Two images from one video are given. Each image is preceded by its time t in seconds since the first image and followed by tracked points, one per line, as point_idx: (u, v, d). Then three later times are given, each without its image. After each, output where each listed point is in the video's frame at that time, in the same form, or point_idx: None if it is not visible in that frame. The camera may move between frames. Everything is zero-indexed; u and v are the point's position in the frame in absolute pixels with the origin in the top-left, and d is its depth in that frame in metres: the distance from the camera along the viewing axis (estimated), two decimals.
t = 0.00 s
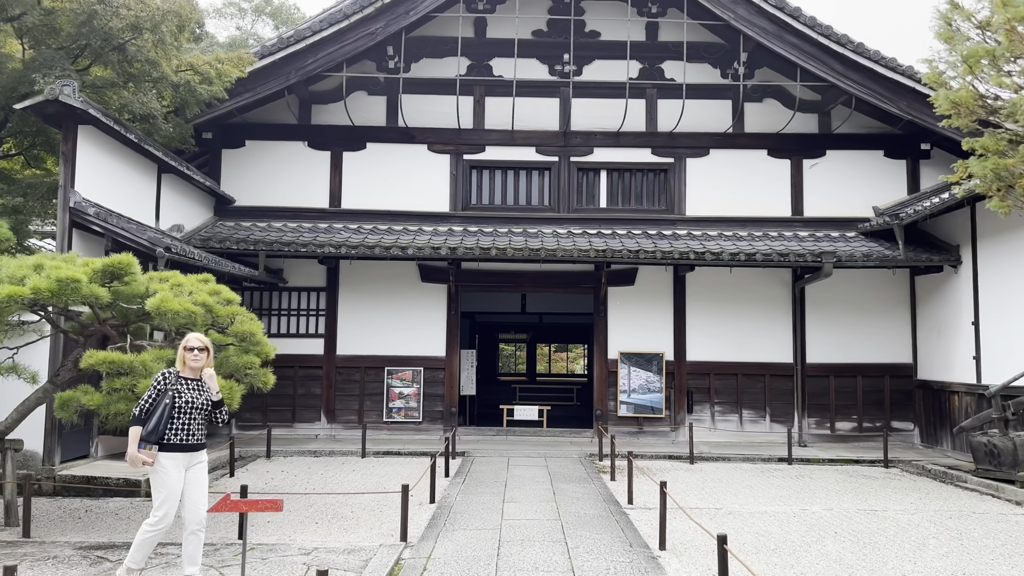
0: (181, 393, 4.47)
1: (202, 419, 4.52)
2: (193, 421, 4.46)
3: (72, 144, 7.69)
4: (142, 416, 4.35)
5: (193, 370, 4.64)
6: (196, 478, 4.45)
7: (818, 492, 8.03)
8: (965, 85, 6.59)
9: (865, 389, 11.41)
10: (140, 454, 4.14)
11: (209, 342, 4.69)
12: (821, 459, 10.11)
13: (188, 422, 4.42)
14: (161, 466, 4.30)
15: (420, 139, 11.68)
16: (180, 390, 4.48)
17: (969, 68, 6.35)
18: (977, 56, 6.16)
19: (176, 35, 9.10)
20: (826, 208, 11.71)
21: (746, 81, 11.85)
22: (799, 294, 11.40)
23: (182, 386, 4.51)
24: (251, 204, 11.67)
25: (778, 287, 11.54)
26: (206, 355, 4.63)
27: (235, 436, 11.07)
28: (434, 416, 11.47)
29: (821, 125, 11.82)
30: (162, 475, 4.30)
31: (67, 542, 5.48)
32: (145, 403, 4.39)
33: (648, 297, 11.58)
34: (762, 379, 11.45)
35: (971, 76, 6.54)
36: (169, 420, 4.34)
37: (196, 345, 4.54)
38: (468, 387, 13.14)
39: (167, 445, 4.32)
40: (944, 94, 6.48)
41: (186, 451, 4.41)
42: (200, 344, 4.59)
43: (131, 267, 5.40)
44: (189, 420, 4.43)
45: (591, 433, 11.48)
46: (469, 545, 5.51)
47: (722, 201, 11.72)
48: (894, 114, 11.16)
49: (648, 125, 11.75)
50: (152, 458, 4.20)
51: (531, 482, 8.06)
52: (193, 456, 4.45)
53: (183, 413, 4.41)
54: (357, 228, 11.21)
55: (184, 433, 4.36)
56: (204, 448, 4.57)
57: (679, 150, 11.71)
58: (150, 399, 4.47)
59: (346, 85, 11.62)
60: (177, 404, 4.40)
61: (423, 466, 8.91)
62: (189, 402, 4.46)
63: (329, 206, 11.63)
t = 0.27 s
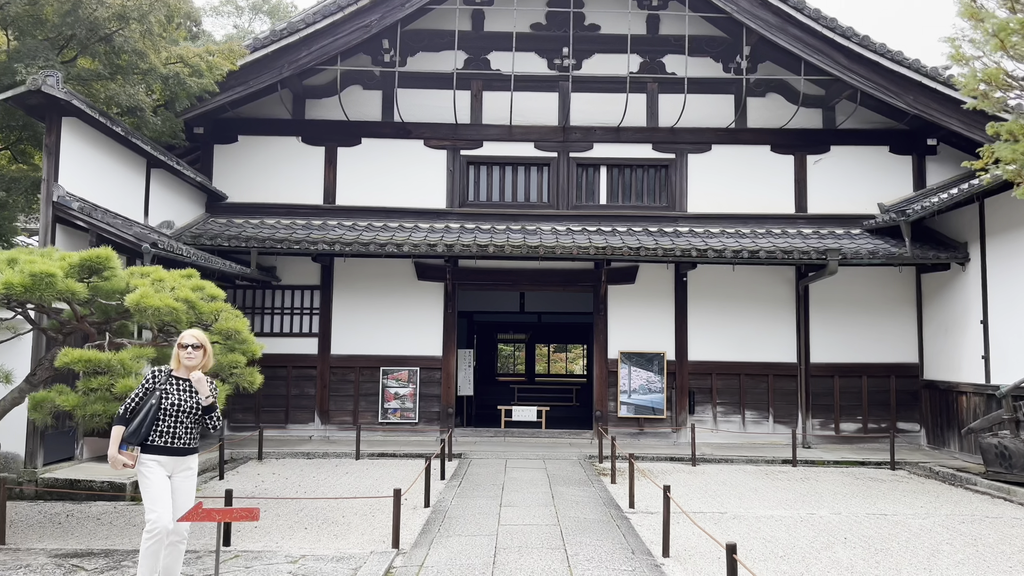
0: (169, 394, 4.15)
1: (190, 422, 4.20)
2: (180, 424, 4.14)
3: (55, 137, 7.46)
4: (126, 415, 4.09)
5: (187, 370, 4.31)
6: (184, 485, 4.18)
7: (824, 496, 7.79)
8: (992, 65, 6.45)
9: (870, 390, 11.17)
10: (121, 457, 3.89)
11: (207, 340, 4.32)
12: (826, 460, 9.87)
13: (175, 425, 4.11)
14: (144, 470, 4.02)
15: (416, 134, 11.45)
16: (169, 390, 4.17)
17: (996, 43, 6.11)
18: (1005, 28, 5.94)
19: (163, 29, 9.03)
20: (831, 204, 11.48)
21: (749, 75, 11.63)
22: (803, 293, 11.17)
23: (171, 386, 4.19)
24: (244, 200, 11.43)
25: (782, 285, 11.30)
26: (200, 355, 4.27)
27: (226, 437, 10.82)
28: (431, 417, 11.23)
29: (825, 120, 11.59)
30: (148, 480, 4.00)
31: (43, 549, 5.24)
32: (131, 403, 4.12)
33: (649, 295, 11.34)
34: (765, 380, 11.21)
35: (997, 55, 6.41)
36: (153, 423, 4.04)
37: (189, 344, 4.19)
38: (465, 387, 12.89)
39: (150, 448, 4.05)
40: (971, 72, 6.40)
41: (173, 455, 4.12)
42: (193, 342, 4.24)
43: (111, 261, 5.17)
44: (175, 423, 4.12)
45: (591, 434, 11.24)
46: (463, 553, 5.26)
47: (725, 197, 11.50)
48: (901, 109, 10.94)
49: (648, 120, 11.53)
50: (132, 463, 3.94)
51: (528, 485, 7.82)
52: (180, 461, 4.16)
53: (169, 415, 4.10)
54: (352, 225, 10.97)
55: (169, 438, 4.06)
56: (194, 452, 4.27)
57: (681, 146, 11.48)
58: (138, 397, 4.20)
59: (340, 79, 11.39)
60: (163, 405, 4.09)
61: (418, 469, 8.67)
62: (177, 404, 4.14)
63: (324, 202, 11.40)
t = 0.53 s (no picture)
0: (138, 403, 3.84)
1: (164, 433, 3.84)
2: (151, 436, 3.80)
3: (35, 129, 7.17)
4: (92, 429, 3.79)
5: (163, 377, 3.95)
6: (160, 505, 3.84)
7: (833, 502, 7.50)
8: None
9: (877, 391, 10.90)
10: (82, 475, 3.61)
11: (181, 343, 3.95)
12: (832, 464, 9.59)
13: (145, 438, 3.78)
14: (113, 490, 3.70)
15: (412, 129, 11.17)
16: (138, 399, 3.85)
17: None
18: None
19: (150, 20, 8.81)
20: (836, 201, 11.21)
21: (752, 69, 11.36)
22: (808, 292, 10.90)
23: (141, 394, 3.87)
24: (235, 197, 11.14)
25: (786, 284, 11.03)
26: (175, 359, 3.91)
27: (216, 441, 10.54)
28: (426, 419, 10.94)
29: (830, 115, 11.33)
30: (115, 499, 3.68)
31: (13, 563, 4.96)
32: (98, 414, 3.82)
33: (650, 294, 11.05)
34: (769, 380, 10.93)
35: None
36: (120, 436, 3.73)
37: (161, 348, 3.83)
38: (462, 389, 12.60)
39: (118, 465, 3.71)
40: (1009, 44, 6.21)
41: (145, 471, 3.77)
42: (166, 346, 3.87)
43: (84, 256, 4.88)
44: (145, 435, 3.78)
45: (590, 437, 10.95)
46: (457, 566, 4.97)
47: (728, 194, 11.22)
48: (908, 103, 10.68)
49: (650, 115, 11.26)
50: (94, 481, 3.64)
51: (526, 491, 7.53)
52: (154, 479, 3.81)
53: (138, 427, 3.78)
54: (345, 222, 10.69)
55: (138, 451, 3.72)
56: (172, 467, 3.91)
57: (683, 141, 11.21)
58: (108, 408, 3.90)
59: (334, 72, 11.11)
60: (130, 416, 3.79)
61: (413, 474, 8.38)
62: (146, 413, 3.82)
63: (316, 199, 11.11)
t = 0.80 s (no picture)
0: (101, 402, 3.67)
1: (127, 435, 3.64)
2: (114, 437, 3.62)
3: (14, 120, 6.91)
4: (56, 429, 3.65)
5: (131, 374, 3.73)
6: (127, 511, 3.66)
7: (839, 504, 7.29)
8: None
9: (881, 390, 10.69)
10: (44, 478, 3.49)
11: (153, 338, 3.71)
12: (836, 465, 9.38)
13: (107, 439, 3.60)
14: (75, 496, 3.55)
15: (406, 123, 10.96)
16: (103, 398, 3.68)
17: None
18: None
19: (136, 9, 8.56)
20: (839, 197, 11.01)
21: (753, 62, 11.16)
22: (810, 289, 10.69)
23: (105, 393, 3.70)
24: (226, 192, 10.92)
25: (789, 281, 10.82)
26: (143, 355, 3.67)
27: (206, 441, 10.31)
28: (421, 419, 10.72)
29: (833, 109, 11.12)
30: (77, 505, 3.54)
31: None
32: (64, 414, 3.69)
33: (650, 292, 10.84)
34: (771, 380, 10.72)
35: None
36: (81, 438, 3.59)
37: (127, 342, 3.60)
38: (458, 388, 12.38)
39: (80, 469, 3.56)
40: None
41: (109, 476, 3.60)
42: (133, 341, 3.63)
43: (57, 249, 4.63)
44: (108, 436, 3.61)
45: (589, 437, 10.74)
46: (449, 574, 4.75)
47: (729, 189, 11.01)
48: (913, 97, 10.47)
49: (649, 109, 11.04)
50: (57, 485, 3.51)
51: (522, 493, 7.31)
52: (120, 483, 3.63)
53: (101, 428, 3.62)
54: (339, 218, 10.47)
55: (99, 454, 3.56)
56: (140, 471, 3.71)
57: (683, 135, 11.00)
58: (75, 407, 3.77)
59: (327, 64, 10.89)
60: (92, 417, 3.63)
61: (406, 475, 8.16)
62: (107, 414, 3.64)
63: (309, 194, 10.89)
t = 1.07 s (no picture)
0: (55, 411, 3.38)
1: (78, 448, 3.31)
2: (67, 450, 3.31)
3: None
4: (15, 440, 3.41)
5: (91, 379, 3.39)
6: (87, 530, 3.35)
7: (846, 510, 7.02)
8: None
9: (886, 392, 10.44)
10: None
11: (113, 342, 3.33)
12: (841, 469, 9.12)
13: (60, 452, 3.30)
14: (30, 513, 3.29)
15: (400, 118, 10.68)
16: (61, 405, 3.39)
17: None
18: None
19: None
20: (843, 193, 10.74)
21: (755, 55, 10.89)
22: (814, 287, 10.43)
23: (62, 400, 3.40)
24: (215, 188, 10.64)
25: (792, 280, 10.55)
26: (97, 359, 3.28)
27: (194, 444, 10.04)
28: (415, 421, 10.45)
29: (837, 104, 10.85)
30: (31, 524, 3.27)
31: None
32: (25, 423, 3.45)
33: (650, 290, 10.57)
34: (774, 381, 10.46)
35: None
36: (37, 450, 3.35)
37: (82, 343, 3.25)
38: (453, 389, 12.10)
39: (35, 484, 3.30)
40: None
41: (62, 493, 3.30)
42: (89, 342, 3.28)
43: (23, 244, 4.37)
44: (62, 449, 3.31)
45: (587, 440, 10.47)
46: None
47: (731, 186, 10.74)
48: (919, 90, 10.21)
49: (649, 103, 10.77)
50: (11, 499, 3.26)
51: (518, 499, 7.03)
52: (75, 500, 3.32)
53: (54, 439, 3.33)
54: (330, 214, 10.19)
55: (50, 469, 3.26)
56: (99, 487, 3.38)
57: (684, 130, 10.73)
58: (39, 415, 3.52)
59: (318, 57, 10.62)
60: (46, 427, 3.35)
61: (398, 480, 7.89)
62: (59, 425, 3.33)
63: (300, 190, 10.61)
